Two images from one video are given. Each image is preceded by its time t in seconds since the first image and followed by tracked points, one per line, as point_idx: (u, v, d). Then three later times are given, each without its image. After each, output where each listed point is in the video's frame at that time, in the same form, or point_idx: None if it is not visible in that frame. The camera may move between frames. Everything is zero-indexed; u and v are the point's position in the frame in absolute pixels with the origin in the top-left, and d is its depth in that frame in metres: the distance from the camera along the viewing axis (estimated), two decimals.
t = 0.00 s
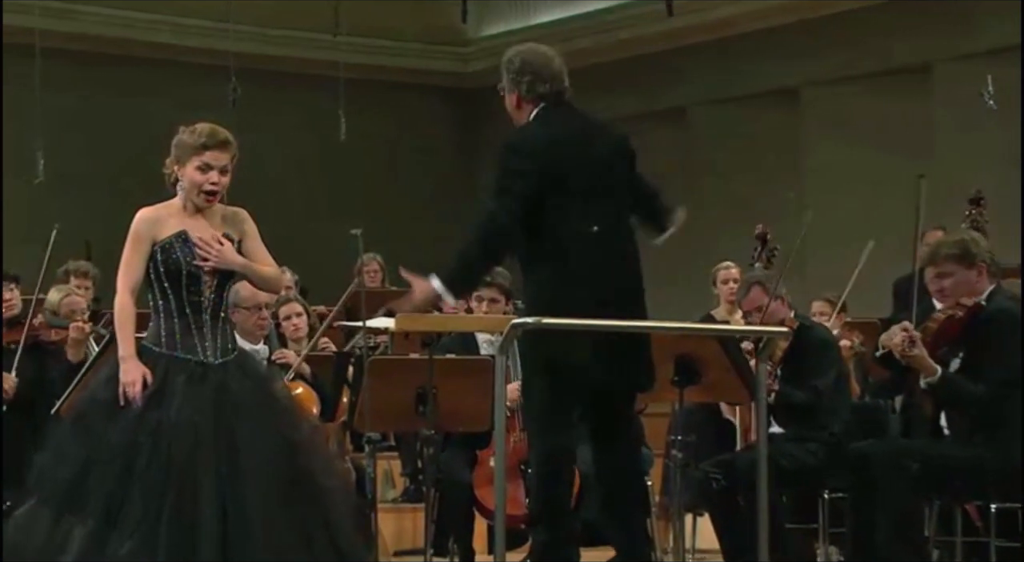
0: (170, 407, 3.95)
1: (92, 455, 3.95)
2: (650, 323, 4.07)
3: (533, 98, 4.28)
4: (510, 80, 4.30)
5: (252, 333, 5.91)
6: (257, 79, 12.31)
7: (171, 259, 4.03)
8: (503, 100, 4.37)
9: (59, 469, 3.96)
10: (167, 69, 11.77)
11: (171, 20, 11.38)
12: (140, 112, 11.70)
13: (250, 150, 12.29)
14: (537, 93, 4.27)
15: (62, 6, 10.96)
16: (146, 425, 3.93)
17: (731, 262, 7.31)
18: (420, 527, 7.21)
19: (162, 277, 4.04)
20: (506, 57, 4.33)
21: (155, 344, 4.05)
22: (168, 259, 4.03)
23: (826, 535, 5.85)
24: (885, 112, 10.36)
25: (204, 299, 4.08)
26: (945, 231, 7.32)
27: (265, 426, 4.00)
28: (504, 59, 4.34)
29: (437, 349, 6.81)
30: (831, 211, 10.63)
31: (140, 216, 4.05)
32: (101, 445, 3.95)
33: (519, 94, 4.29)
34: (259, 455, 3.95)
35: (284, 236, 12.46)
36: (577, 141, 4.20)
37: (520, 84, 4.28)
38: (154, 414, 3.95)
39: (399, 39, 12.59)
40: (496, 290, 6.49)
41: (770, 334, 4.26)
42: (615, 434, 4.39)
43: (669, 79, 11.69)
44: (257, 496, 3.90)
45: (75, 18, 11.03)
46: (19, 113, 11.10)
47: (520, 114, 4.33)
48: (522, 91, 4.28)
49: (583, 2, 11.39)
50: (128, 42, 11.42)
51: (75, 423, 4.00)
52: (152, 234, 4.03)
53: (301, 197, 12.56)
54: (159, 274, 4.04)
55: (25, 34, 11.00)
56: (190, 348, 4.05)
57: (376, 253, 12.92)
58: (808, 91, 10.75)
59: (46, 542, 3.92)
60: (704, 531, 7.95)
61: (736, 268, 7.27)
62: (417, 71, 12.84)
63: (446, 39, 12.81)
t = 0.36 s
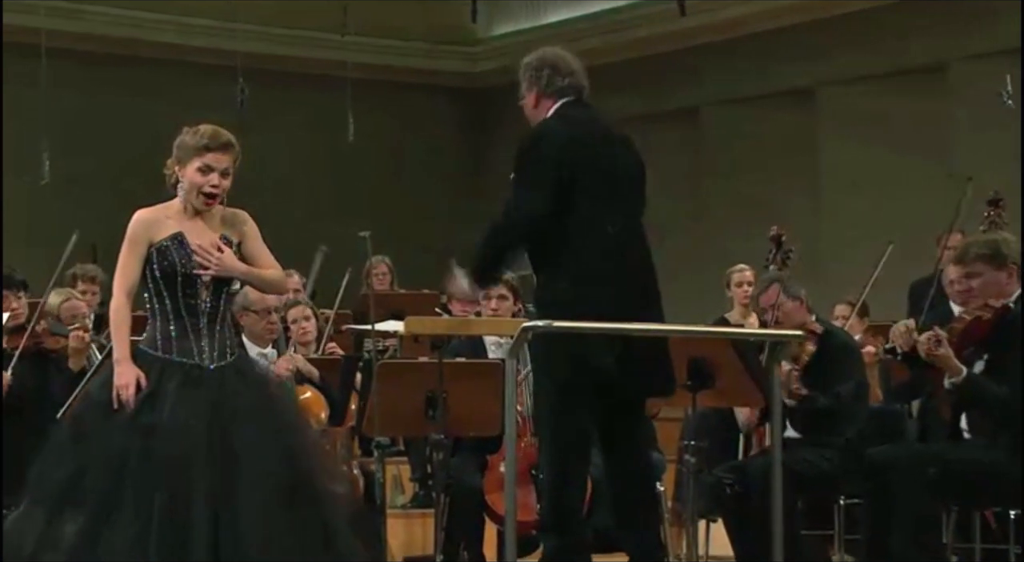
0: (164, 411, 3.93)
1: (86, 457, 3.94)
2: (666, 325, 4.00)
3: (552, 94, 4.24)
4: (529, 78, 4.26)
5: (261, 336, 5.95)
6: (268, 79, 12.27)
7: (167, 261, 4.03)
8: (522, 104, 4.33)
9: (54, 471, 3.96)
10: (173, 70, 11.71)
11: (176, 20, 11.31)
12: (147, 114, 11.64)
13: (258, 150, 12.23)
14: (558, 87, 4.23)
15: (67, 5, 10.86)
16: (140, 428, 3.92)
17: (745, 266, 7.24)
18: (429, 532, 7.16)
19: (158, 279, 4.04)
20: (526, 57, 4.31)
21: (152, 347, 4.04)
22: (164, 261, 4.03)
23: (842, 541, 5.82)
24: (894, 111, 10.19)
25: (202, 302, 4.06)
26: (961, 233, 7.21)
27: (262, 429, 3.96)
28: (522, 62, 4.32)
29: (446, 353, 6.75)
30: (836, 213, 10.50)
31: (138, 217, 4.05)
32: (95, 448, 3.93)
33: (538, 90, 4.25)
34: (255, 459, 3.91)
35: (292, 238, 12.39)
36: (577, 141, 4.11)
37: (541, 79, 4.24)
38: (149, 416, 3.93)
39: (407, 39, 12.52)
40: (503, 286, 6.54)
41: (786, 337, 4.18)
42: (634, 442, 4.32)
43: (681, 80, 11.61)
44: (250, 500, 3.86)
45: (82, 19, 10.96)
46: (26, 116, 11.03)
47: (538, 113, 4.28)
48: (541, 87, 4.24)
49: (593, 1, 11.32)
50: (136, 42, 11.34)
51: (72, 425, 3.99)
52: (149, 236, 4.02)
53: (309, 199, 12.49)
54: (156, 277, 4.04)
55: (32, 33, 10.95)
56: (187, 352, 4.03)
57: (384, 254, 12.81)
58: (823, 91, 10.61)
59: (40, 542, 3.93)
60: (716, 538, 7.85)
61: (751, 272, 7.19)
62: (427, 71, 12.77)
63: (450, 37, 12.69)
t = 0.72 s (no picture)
0: (149, 408, 4.27)
1: (68, 461, 4.27)
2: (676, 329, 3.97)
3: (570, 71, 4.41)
4: (547, 58, 4.41)
5: (269, 341, 5.98)
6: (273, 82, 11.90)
7: (157, 265, 4.42)
8: (529, 79, 4.46)
9: (41, 473, 4.29)
10: (179, 71, 11.90)
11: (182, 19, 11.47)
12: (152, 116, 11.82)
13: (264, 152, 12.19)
14: (579, 73, 4.42)
15: (70, 5, 11.26)
16: (126, 423, 4.26)
17: (760, 270, 7.13)
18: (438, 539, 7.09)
19: (149, 283, 4.43)
20: (540, 40, 4.47)
21: (141, 351, 4.41)
22: (155, 264, 4.42)
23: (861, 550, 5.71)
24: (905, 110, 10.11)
25: (191, 305, 4.45)
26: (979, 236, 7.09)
27: (241, 423, 4.32)
28: (533, 43, 4.48)
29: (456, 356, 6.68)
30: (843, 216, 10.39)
31: (132, 219, 4.44)
32: (78, 451, 4.26)
33: (554, 71, 4.42)
34: (233, 451, 4.28)
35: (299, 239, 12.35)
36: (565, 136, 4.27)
37: (564, 61, 4.41)
38: (135, 414, 4.27)
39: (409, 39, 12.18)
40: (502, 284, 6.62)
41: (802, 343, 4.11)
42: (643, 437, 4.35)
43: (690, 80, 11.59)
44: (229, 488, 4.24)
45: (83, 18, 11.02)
46: (26, 113, 11.28)
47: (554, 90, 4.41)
48: (557, 64, 4.40)
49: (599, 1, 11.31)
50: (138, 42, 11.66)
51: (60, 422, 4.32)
52: (141, 238, 4.41)
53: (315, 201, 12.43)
54: (147, 281, 4.43)
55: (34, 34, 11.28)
56: (175, 355, 4.40)
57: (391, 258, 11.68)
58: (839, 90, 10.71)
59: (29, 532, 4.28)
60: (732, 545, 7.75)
61: (766, 276, 7.09)
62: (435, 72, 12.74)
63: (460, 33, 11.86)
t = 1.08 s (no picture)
0: (135, 414, 3.92)
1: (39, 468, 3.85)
2: (691, 334, 3.92)
3: (565, 104, 4.46)
4: (538, 97, 4.50)
5: (278, 347, 5.95)
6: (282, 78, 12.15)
7: (152, 268, 4.07)
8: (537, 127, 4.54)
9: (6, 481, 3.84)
10: (193, 72, 11.63)
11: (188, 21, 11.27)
12: (162, 114, 11.54)
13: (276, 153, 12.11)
14: (571, 95, 4.45)
15: (76, 6, 10.88)
16: (108, 432, 3.91)
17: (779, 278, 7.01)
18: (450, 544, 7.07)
19: (144, 286, 4.08)
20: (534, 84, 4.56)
21: (133, 357, 4.04)
22: (149, 266, 4.07)
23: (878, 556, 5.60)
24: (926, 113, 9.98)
25: (186, 311, 4.08)
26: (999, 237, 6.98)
27: (231, 431, 3.92)
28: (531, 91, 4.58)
29: (469, 361, 6.59)
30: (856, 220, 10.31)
31: (128, 220, 4.09)
32: (53, 459, 3.87)
33: (550, 106, 4.48)
34: (220, 458, 3.87)
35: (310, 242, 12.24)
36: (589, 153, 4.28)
37: (554, 93, 4.47)
38: (119, 421, 3.92)
39: (420, 38, 12.35)
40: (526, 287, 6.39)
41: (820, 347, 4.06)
42: (654, 437, 4.35)
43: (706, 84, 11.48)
44: (212, 495, 3.82)
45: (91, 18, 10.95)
46: (27, 114, 10.80)
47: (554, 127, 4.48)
48: (552, 101, 4.47)
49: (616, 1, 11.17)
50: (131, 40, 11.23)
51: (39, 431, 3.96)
52: (136, 239, 4.06)
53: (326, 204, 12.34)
54: (141, 283, 4.08)
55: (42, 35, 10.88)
56: (168, 362, 4.02)
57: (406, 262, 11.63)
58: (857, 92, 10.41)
59: None
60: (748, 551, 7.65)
61: (785, 284, 6.95)
62: (447, 72, 12.64)
63: (468, 37, 12.47)
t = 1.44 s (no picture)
0: (136, 418, 3.96)
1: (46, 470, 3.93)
2: (712, 339, 3.84)
3: (585, 96, 4.24)
4: (554, 89, 4.28)
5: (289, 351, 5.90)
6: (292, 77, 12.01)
7: (156, 270, 4.09)
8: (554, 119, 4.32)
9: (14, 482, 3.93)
10: (203, 73, 11.58)
11: (197, 20, 11.16)
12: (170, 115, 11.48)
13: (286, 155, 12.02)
14: (589, 87, 4.23)
15: (87, 5, 10.70)
16: (110, 436, 3.96)
17: (799, 290, 6.90)
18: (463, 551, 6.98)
19: (148, 288, 4.10)
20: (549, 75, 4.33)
21: (137, 361, 4.07)
22: (154, 268, 4.09)
23: None
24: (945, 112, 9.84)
25: (190, 314, 4.11)
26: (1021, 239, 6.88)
27: (230, 439, 3.96)
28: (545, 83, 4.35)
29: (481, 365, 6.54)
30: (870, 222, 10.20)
31: (135, 221, 4.12)
32: (57, 460, 3.93)
33: (566, 98, 4.26)
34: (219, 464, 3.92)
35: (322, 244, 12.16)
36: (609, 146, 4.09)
37: (570, 85, 4.25)
38: (121, 425, 3.97)
39: (431, 38, 12.22)
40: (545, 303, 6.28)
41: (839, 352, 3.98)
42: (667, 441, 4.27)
43: (722, 83, 11.37)
44: (210, 501, 3.85)
45: (100, 19, 10.77)
46: (27, 113, 10.62)
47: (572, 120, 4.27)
48: (573, 92, 4.24)
49: None
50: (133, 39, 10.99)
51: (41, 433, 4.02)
52: (143, 240, 4.09)
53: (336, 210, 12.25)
54: (146, 285, 4.10)
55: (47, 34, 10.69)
56: (172, 366, 4.07)
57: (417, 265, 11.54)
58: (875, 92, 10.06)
59: None
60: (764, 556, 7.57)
61: (804, 298, 6.86)
62: (460, 71, 12.55)
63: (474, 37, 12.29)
